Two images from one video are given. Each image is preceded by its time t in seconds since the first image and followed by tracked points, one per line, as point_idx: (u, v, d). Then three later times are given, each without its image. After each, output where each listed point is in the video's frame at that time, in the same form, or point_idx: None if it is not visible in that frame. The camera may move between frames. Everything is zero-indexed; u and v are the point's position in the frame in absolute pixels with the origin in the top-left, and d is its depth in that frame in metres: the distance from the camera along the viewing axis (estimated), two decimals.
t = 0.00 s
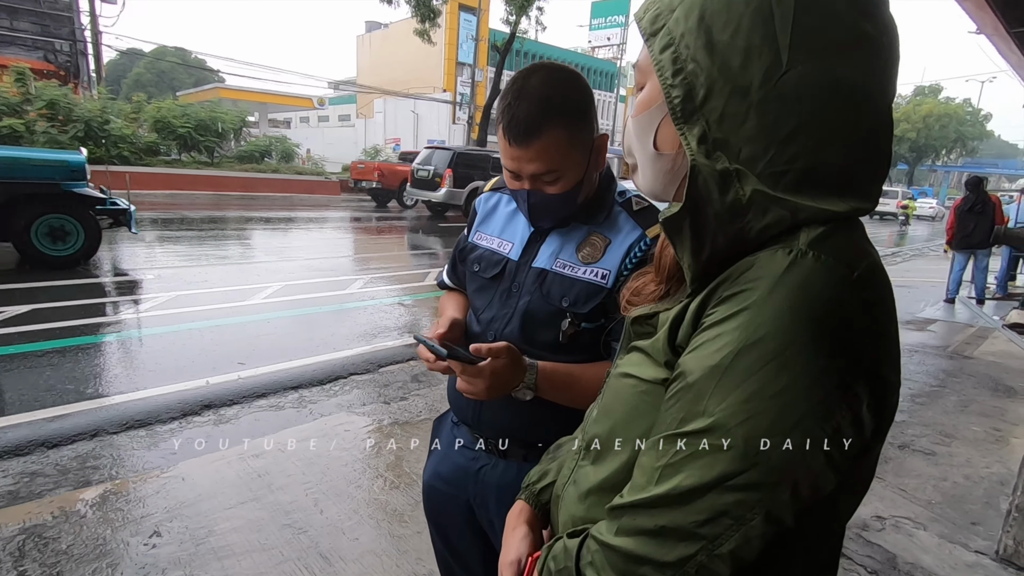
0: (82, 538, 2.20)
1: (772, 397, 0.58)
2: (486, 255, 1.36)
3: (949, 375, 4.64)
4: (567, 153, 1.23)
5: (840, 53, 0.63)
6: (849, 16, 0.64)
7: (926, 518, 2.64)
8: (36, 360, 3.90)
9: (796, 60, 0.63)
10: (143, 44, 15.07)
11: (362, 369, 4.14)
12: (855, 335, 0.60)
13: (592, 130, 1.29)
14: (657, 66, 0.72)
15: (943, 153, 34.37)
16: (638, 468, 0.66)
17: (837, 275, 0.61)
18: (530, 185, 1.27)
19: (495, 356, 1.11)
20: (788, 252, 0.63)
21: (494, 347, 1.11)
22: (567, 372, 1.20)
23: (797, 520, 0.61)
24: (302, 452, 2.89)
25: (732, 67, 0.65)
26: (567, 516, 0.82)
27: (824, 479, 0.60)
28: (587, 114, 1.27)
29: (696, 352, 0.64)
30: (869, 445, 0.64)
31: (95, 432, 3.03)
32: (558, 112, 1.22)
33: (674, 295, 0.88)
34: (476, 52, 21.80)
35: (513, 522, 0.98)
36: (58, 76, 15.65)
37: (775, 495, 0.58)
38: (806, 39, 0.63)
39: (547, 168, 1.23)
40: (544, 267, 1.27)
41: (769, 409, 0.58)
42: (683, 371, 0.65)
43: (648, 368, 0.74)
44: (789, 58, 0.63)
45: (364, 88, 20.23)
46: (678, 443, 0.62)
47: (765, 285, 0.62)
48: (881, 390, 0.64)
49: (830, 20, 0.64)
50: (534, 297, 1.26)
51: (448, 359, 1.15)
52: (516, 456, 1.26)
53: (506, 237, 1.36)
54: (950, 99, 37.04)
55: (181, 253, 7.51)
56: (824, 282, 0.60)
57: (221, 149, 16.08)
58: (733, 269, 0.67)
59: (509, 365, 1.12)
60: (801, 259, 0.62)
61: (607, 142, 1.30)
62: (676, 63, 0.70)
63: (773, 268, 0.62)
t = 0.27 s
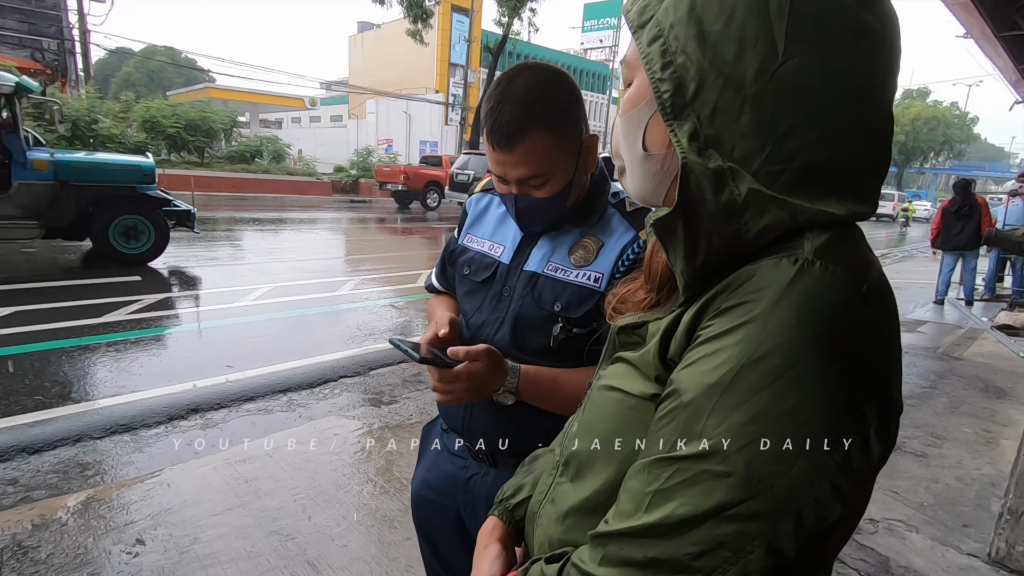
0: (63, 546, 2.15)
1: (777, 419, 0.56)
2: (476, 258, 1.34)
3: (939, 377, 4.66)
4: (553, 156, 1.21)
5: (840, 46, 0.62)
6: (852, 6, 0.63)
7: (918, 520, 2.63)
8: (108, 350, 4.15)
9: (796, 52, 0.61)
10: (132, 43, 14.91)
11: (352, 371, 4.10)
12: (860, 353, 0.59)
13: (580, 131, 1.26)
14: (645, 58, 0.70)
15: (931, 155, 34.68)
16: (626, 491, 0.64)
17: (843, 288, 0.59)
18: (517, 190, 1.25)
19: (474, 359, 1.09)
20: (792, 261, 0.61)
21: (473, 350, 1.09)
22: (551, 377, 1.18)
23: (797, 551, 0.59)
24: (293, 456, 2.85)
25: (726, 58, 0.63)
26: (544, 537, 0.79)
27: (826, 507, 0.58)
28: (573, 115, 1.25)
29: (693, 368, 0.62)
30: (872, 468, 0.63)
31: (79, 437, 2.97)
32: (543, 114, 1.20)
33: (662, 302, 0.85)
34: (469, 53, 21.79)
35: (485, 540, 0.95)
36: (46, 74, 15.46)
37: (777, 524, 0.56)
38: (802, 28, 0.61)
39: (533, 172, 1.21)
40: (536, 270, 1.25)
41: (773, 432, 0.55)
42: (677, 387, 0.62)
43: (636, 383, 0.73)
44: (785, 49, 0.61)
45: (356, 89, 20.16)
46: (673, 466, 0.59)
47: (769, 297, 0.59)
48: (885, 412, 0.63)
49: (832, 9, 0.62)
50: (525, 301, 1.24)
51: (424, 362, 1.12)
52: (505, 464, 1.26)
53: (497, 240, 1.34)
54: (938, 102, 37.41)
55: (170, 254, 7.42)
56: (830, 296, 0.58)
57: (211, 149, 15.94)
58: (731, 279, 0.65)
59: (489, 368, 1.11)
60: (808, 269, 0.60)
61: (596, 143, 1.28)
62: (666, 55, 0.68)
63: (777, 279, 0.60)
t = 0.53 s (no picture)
0: (53, 555, 2.13)
1: (772, 437, 0.55)
2: (468, 263, 1.34)
3: (932, 375, 4.68)
4: (541, 161, 1.21)
5: (821, 46, 0.62)
6: (833, 5, 0.63)
7: (913, 519, 2.64)
8: (175, 344, 4.45)
9: (777, 53, 0.61)
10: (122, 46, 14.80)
11: (346, 375, 4.08)
12: (855, 368, 0.58)
13: (568, 133, 1.26)
14: (625, 61, 0.70)
15: (922, 155, 34.90)
16: (612, 510, 0.63)
17: (838, 299, 0.58)
18: (507, 194, 1.25)
19: (470, 365, 1.11)
20: (785, 270, 0.60)
21: (469, 357, 1.11)
22: (547, 385, 1.18)
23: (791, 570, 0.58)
24: (287, 461, 2.83)
25: (707, 60, 0.64)
26: (525, 555, 0.79)
27: (820, 528, 0.57)
28: (560, 119, 1.25)
29: (682, 382, 0.61)
30: (867, 484, 0.62)
31: (69, 444, 2.94)
32: (529, 119, 1.20)
33: (646, 311, 0.85)
34: (462, 55, 21.78)
35: (464, 556, 0.95)
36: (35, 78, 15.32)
37: (771, 548, 0.55)
38: (783, 27, 0.62)
39: (522, 178, 1.21)
40: (529, 274, 1.24)
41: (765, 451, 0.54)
42: (666, 402, 0.62)
43: (621, 396, 0.72)
44: (766, 50, 0.61)
45: (348, 91, 20.13)
46: (661, 486, 0.59)
47: (759, 309, 0.58)
48: (881, 426, 0.62)
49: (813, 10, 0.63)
50: (519, 306, 1.23)
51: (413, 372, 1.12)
52: (500, 469, 1.26)
53: (489, 244, 1.33)
54: (928, 102, 37.69)
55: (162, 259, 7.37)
56: (824, 309, 0.57)
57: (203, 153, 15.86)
58: (720, 288, 0.64)
59: (486, 375, 1.12)
60: (801, 278, 0.59)
61: (585, 145, 1.28)
62: (646, 57, 0.69)
63: (768, 288, 0.59)
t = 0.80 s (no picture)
0: (53, 561, 2.12)
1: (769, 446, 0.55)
2: (467, 264, 1.34)
3: (931, 372, 4.68)
4: (537, 161, 1.21)
5: (803, 45, 0.62)
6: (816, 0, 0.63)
7: (915, 516, 2.63)
8: (248, 338, 4.79)
9: (760, 51, 0.62)
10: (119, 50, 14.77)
11: (346, 378, 4.07)
12: (853, 372, 0.58)
13: (565, 133, 1.26)
14: (606, 64, 0.71)
15: (920, 152, 34.93)
16: (605, 521, 0.63)
17: (833, 303, 0.58)
18: (503, 195, 1.25)
19: (476, 369, 1.13)
20: (779, 270, 0.60)
21: (477, 361, 1.13)
22: (554, 390, 1.17)
23: None
24: (288, 465, 2.83)
25: (688, 60, 0.64)
26: (515, 565, 0.78)
27: (820, 534, 0.58)
28: (556, 118, 1.25)
29: (675, 389, 0.61)
30: (868, 489, 0.63)
31: (68, 450, 2.93)
32: (524, 119, 1.20)
33: (636, 315, 0.85)
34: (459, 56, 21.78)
35: (453, 566, 0.93)
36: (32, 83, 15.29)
37: (769, 560, 0.55)
38: (765, 24, 0.62)
39: (517, 178, 1.21)
40: (529, 275, 1.24)
41: (762, 460, 0.55)
42: (659, 409, 0.62)
43: (612, 403, 0.72)
44: (749, 46, 0.62)
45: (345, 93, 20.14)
46: (655, 496, 0.59)
47: (754, 314, 0.58)
48: (882, 429, 0.62)
49: (794, 7, 0.63)
50: (520, 308, 1.22)
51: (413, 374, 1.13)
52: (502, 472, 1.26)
53: (488, 245, 1.33)
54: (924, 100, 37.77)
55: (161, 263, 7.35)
56: (820, 313, 0.57)
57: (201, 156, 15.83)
58: (711, 291, 0.64)
59: (493, 379, 1.13)
60: (795, 280, 0.59)
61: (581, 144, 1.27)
62: (627, 59, 0.69)
63: (761, 292, 0.59)
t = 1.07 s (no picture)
0: (63, 563, 2.14)
1: (753, 442, 0.56)
2: (471, 266, 1.35)
3: (937, 370, 4.67)
4: (540, 163, 1.22)
5: (785, 45, 0.63)
6: None
7: (921, 514, 2.63)
8: (315, 330, 5.18)
9: (742, 52, 0.62)
10: (123, 54, 14.83)
11: (351, 379, 4.09)
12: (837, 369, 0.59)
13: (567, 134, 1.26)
14: (594, 69, 0.72)
15: (925, 148, 34.77)
16: (595, 520, 0.64)
17: (817, 301, 0.59)
18: (507, 198, 1.26)
19: (482, 369, 1.14)
20: (764, 269, 0.61)
21: (483, 361, 1.15)
22: (559, 390, 1.18)
23: None
24: (294, 466, 2.85)
25: (673, 64, 0.65)
26: (512, 565, 0.79)
27: (806, 531, 0.58)
28: (558, 120, 1.25)
29: (662, 387, 0.62)
30: (856, 486, 0.64)
31: (76, 452, 2.95)
32: (525, 121, 1.21)
33: (629, 316, 0.86)
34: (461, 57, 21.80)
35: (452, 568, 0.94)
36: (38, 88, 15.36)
37: (754, 556, 0.56)
38: (747, 26, 0.62)
39: (521, 180, 1.22)
40: (533, 276, 1.25)
41: (747, 458, 0.55)
42: (647, 408, 0.63)
43: (604, 403, 0.73)
44: (731, 48, 0.62)
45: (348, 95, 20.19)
46: (643, 494, 0.59)
47: (738, 312, 0.59)
48: (868, 427, 0.63)
49: (776, 7, 0.63)
50: (524, 309, 1.23)
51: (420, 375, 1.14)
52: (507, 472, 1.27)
53: (491, 247, 1.34)
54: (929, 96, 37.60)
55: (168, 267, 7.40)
56: (804, 310, 0.58)
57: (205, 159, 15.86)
58: (698, 291, 0.65)
59: (499, 378, 1.14)
60: (780, 278, 0.60)
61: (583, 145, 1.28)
62: (614, 64, 0.70)
63: (746, 291, 0.60)
